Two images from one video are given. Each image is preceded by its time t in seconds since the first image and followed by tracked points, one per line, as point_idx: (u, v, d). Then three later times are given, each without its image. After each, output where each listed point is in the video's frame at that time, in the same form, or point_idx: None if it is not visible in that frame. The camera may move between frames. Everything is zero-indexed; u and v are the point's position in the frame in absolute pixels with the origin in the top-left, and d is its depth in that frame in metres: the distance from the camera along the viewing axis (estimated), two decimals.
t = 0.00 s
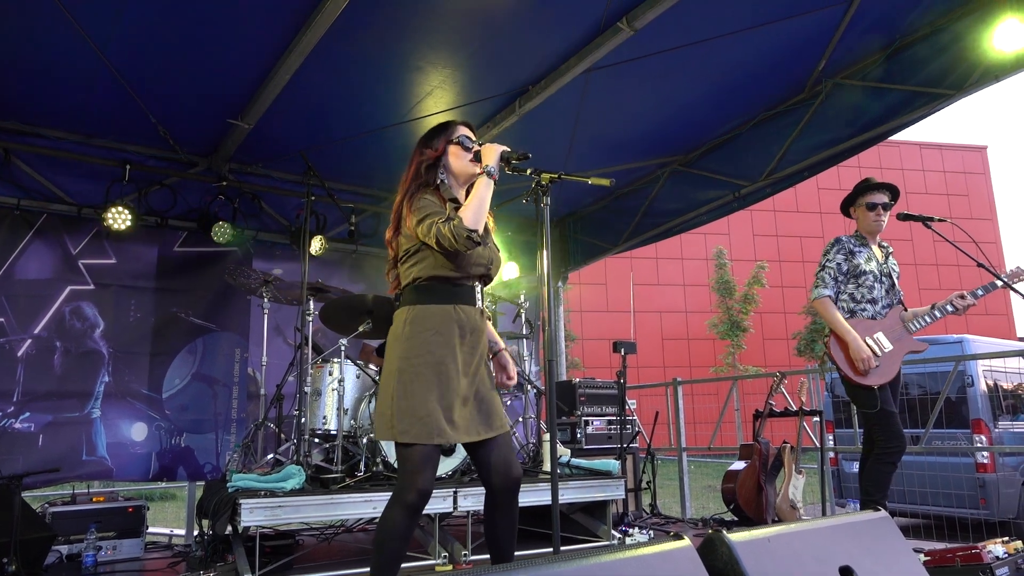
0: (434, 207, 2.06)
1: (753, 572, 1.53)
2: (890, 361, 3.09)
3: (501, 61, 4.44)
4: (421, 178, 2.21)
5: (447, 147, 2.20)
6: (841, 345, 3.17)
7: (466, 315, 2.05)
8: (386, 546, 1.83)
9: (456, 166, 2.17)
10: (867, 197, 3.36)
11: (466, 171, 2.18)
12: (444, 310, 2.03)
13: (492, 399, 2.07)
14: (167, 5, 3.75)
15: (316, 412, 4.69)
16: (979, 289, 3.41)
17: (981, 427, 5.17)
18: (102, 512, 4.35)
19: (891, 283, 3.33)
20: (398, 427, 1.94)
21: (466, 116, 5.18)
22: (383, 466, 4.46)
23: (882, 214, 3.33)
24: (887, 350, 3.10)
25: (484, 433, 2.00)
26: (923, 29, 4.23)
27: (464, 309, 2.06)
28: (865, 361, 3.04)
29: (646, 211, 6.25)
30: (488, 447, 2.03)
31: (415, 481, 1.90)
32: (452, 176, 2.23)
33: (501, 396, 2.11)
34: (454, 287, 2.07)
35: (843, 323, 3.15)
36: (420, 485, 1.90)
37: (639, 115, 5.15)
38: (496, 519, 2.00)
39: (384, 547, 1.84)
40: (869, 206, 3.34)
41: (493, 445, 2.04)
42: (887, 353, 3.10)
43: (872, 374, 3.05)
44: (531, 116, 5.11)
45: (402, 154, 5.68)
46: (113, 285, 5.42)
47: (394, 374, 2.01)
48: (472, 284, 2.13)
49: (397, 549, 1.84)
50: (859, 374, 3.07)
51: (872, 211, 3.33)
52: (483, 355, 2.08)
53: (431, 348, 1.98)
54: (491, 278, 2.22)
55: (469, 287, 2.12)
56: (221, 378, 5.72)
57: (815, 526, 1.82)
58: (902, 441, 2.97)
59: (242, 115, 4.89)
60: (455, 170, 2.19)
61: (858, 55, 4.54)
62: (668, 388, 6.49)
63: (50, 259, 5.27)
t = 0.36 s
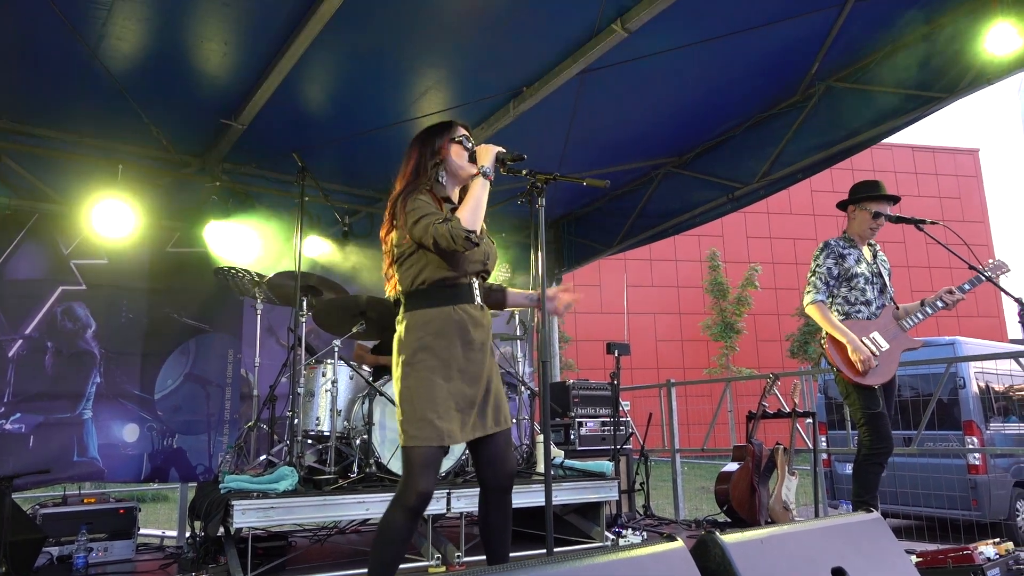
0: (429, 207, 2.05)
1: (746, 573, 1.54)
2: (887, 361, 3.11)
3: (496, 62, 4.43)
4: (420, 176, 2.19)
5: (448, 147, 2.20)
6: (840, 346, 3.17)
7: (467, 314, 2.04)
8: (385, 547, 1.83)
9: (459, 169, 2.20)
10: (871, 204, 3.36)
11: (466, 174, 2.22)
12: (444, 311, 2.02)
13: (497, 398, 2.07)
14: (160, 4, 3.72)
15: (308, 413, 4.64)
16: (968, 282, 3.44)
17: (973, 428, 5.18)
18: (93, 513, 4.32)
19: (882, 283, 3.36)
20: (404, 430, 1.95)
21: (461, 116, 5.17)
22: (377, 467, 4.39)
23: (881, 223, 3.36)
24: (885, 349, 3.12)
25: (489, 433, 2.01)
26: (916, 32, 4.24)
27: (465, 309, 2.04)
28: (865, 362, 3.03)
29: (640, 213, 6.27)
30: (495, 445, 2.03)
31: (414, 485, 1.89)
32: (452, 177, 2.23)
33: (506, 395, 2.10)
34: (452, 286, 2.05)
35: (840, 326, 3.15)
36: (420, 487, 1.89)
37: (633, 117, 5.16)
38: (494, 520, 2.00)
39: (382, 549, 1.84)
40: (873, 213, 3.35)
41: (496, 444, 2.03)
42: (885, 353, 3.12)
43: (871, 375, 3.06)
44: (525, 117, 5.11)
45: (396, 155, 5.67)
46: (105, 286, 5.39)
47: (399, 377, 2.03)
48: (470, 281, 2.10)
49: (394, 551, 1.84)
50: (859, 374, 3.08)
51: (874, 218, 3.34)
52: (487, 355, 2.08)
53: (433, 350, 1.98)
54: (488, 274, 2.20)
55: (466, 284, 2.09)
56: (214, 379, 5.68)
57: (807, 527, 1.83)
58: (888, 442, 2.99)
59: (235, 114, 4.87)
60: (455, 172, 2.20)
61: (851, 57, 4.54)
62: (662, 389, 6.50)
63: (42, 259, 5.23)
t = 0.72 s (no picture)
0: (424, 204, 2.06)
1: (742, 574, 1.54)
2: (885, 364, 3.12)
3: (492, 62, 4.44)
4: (415, 173, 2.19)
5: (443, 145, 2.20)
6: (839, 347, 3.17)
7: (459, 312, 2.04)
8: (376, 547, 1.83)
9: (453, 166, 2.20)
10: (862, 196, 3.40)
11: (461, 171, 2.22)
12: (436, 308, 2.02)
13: (486, 398, 2.07)
14: (155, 3, 3.72)
15: (304, 414, 4.66)
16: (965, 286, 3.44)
17: (967, 428, 5.18)
18: (88, 513, 4.31)
19: (881, 283, 3.38)
20: (392, 426, 1.94)
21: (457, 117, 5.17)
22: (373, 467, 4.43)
23: (877, 213, 3.37)
24: (884, 352, 3.15)
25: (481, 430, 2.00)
26: (911, 33, 4.25)
27: (457, 307, 2.04)
28: (865, 364, 3.04)
29: (637, 213, 6.29)
30: (485, 444, 2.02)
31: (402, 483, 1.89)
32: (447, 174, 2.22)
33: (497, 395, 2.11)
34: (446, 282, 2.06)
35: (841, 327, 3.15)
36: (406, 485, 1.89)
37: (629, 118, 5.17)
38: (490, 519, 2.00)
39: (374, 548, 1.84)
40: (866, 205, 3.37)
41: (486, 443, 2.03)
42: (883, 355, 3.14)
43: (869, 377, 3.08)
44: (521, 117, 5.11)
45: (392, 155, 5.67)
46: (100, 286, 5.38)
47: (387, 372, 2.02)
48: (465, 278, 2.11)
49: (384, 550, 1.84)
50: (858, 376, 3.09)
51: (869, 209, 3.35)
52: (477, 354, 2.08)
53: (424, 347, 1.97)
54: (484, 271, 2.21)
55: (462, 282, 2.10)
56: (209, 379, 5.67)
57: (802, 527, 1.83)
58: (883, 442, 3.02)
59: (231, 114, 4.87)
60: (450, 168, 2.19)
61: (848, 59, 4.55)
62: (658, 390, 6.51)
63: (37, 259, 5.22)
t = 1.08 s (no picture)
0: (422, 204, 2.05)
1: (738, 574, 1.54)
2: (877, 368, 3.11)
3: (489, 63, 4.44)
4: (413, 173, 2.18)
5: (438, 146, 2.19)
6: (830, 351, 3.20)
7: (456, 314, 2.04)
8: (372, 546, 1.83)
9: (451, 166, 2.20)
10: (860, 200, 3.40)
11: (458, 170, 2.22)
12: (433, 310, 2.02)
13: (483, 399, 2.07)
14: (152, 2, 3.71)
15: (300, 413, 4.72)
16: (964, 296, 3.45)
17: (963, 428, 5.15)
18: (84, 514, 4.29)
19: (878, 288, 3.38)
20: (386, 427, 1.95)
21: (454, 117, 5.17)
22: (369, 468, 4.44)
23: (875, 216, 3.38)
24: (875, 356, 3.13)
25: (474, 432, 2.00)
26: (908, 34, 4.26)
27: (452, 309, 2.04)
28: (853, 368, 3.06)
29: (633, 213, 6.30)
30: (480, 446, 2.02)
31: (398, 482, 1.90)
32: (442, 174, 2.22)
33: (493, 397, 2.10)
34: (442, 284, 2.06)
35: (830, 331, 3.16)
36: (404, 484, 1.90)
37: (626, 118, 5.17)
38: (484, 521, 2.00)
39: (369, 548, 1.84)
40: (863, 208, 3.38)
41: (482, 445, 2.03)
42: (875, 359, 3.13)
43: (860, 381, 3.07)
44: (518, 117, 5.11)
45: (389, 155, 5.67)
46: (96, 286, 5.37)
47: (382, 373, 2.02)
48: (460, 279, 2.11)
49: (381, 550, 1.84)
50: (847, 379, 3.10)
51: (866, 213, 3.37)
52: (473, 357, 2.08)
53: (419, 349, 1.98)
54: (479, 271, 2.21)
55: (457, 283, 2.10)
56: (206, 379, 5.66)
57: (799, 527, 1.83)
58: (883, 441, 3.03)
59: (228, 114, 4.86)
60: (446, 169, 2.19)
61: (844, 60, 4.56)
62: (654, 390, 6.52)
63: (33, 258, 5.20)
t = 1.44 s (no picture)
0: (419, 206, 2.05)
1: (739, 573, 1.54)
2: (886, 357, 3.07)
3: (489, 62, 4.44)
4: (408, 176, 2.21)
5: (433, 149, 2.19)
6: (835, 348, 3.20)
7: (458, 313, 2.04)
8: (377, 548, 1.82)
9: (442, 168, 2.18)
10: (865, 210, 3.36)
11: (453, 175, 2.19)
12: (435, 311, 2.03)
13: (490, 398, 2.07)
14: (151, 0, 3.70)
15: (300, 413, 4.68)
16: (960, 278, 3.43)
17: (962, 427, 5.30)
18: (83, 513, 4.29)
19: (872, 286, 3.39)
20: (397, 431, 1.97)
21: (453, 116, 5.16)
22: (369, 467, 4.42)
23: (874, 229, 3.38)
24: (883, 344, 3.10)
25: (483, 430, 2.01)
26: (907, 33, 4.26)
27: (454, 308, 2.04)
28: (858, 360, 3.04)
29: (632, 212, 6.30)
30: (489, 445, 2.02)
31: (408, 484, 1.88)
32: (439, 179, 2.22)
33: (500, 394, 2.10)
34: (442, 285, 2.05)
35: (831, 333, 3.16)
36: (412, 487, 1.88)
37: (625, 117, 5.17)
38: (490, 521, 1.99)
39: (375, 549, 1.83)
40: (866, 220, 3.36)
41: (489, 443, 2.03)
42: (882, 349, 3.09)
43: (872, 370, 3.06)
44: (518, 116, 5.11)
45: (388, 154, 5.66)
46: (94, 284, 5.36)
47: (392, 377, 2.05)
48: (461, 280, 2.09)
49: (388, 552, 1.83)
50: (858, 373, 3.09)
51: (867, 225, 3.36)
52: (479, 356, 2.08)
53: (423, 350, 1.99)
54: (479, 275, 2.21)
55: (458, 285, 2.09)
56: (205, 378, 5.65)
57: (801, 527, 1.83)
58: (908, 424, 2.96)
59: (226, 112, 4.86)
60: (443, 172, 2.19)
61: (842, 60, 4.55)
62: (653, 389, 6.52)
63: (31, 257, 5.21)
